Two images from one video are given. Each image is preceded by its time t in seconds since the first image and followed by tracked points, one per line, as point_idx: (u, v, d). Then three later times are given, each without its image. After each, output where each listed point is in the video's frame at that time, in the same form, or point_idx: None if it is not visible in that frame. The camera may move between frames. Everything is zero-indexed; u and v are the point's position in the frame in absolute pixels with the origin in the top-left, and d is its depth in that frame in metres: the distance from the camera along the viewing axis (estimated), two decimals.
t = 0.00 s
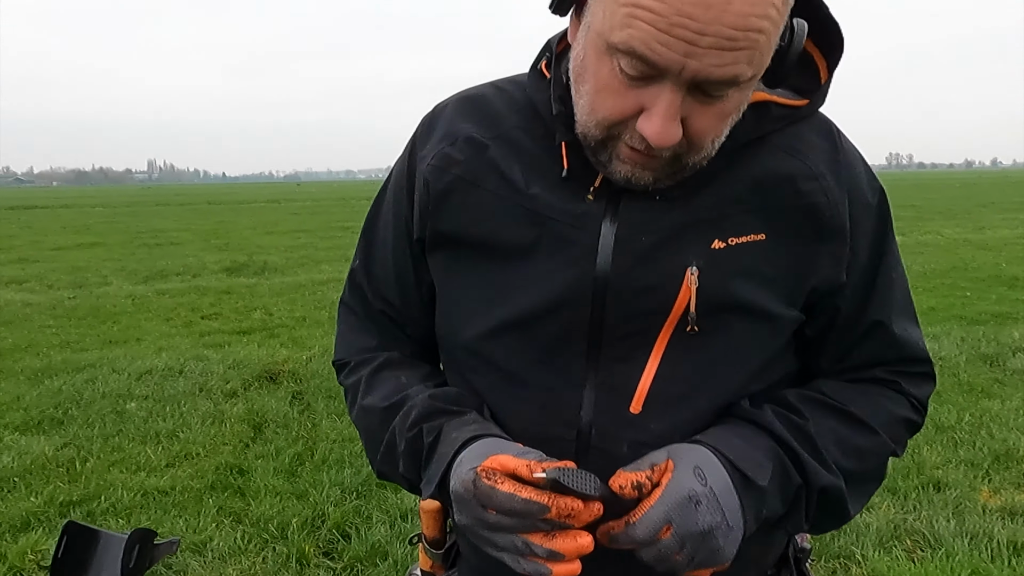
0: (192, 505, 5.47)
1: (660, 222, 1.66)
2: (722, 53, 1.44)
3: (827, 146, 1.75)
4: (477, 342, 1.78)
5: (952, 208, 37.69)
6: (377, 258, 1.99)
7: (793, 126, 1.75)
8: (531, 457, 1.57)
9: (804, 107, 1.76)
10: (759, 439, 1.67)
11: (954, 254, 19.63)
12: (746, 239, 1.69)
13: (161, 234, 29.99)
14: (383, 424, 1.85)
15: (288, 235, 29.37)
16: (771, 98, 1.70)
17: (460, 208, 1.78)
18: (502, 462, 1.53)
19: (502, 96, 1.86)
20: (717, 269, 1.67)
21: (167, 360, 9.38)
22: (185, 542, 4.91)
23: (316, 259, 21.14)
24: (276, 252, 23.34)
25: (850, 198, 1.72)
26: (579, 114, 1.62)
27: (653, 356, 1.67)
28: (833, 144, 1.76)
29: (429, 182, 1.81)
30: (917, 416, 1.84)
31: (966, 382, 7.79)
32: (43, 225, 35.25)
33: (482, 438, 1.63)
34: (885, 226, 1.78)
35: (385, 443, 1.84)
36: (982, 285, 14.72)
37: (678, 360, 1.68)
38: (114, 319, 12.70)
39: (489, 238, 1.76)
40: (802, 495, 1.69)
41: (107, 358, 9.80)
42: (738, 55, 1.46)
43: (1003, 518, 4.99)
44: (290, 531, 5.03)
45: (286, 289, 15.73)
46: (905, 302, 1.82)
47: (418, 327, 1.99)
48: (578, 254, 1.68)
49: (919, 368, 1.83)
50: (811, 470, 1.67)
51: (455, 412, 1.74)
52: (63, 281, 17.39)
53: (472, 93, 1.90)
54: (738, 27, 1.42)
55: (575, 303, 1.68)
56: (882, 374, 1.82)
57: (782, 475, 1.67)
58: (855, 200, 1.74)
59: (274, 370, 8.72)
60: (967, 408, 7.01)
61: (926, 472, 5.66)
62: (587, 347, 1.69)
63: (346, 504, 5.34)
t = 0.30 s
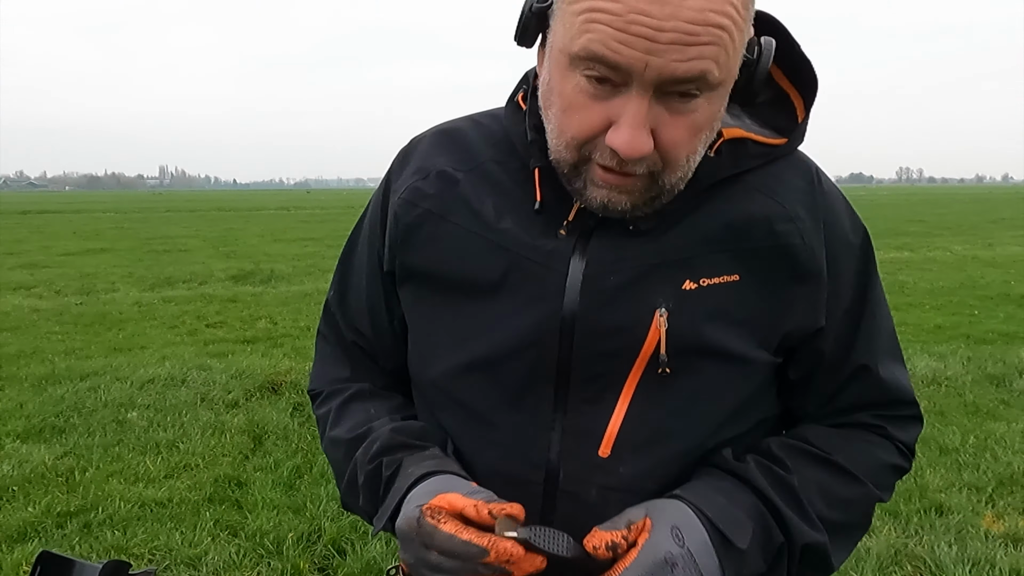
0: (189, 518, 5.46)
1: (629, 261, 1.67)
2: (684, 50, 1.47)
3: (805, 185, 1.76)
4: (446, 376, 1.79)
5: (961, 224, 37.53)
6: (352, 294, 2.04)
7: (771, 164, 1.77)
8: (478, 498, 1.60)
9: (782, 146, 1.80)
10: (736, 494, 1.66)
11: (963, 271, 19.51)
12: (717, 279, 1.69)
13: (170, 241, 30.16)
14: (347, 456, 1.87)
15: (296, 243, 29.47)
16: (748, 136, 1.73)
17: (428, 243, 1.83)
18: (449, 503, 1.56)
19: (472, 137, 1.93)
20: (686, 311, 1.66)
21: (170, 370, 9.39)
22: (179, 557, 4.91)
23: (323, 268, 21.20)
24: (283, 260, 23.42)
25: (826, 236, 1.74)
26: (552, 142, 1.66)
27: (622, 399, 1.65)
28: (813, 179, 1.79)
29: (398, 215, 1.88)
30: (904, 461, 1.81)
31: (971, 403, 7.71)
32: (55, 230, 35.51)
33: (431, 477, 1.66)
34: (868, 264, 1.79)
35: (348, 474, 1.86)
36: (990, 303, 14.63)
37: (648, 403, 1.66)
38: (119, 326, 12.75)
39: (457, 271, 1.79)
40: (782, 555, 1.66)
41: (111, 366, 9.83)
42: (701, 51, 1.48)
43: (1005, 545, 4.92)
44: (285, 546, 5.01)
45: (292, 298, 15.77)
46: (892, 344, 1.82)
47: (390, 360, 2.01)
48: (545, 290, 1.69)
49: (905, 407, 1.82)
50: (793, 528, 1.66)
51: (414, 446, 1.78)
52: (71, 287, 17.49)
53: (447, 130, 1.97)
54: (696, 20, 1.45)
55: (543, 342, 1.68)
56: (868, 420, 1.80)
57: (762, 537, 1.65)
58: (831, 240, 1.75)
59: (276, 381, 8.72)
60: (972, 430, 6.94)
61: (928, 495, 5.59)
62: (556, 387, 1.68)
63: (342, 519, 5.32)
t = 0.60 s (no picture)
0: (190, 536, 5.46)
1: (584, 294, 1.70)
2: (609, 43, 1.55)
3: (760, 225, 1.79)
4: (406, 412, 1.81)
5: (973, 248, 37.36)
6: (327, 334, 2.06)
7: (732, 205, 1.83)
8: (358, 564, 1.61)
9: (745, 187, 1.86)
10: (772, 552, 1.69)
11: (973, 296, 19.42)
12: (673, 315, 1.70)
13: (182, 254, 30.41)
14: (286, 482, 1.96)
15: (306, 258, 29.62)
16: (708, 172, 1.77)
17: (390, 277, 1.88)
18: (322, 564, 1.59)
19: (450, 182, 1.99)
20: (641, 345, 1.67)
21: (177, 384, 9.43)
22: None
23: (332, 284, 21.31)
24: (293, 275, 23.55)
25: (787, 274, 1.75)
26: (506, 165, 1.72)
27: (577, 438, 1.65)
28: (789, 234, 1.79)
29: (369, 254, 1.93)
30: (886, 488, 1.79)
31: (981, 432, 7.62)
32: (69, 241, 35.86)
33: (331, 532, 1.70)
34: (841, 307, 1.77)
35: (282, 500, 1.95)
36: (1001, 329, 14.53)
37: (605, 438, 1.65)
38: (129, 339, 12.84)
39: (415, 302, 1.84)
40: None
41: (119, 380, 9.87)
42: (625, 42, 1.55)
43: None
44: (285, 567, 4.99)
45: (301, 314, 15.85)
46: (869, 384, 1.79)
47: (354, 391, 2.02)
48: (501, 324, 1.71)
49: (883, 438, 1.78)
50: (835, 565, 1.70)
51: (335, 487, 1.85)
52: (83, 299, 17.65)
53: (416, 173, 2.06)
54: (614, 11, 1.54)
55: (498, 376, 1.69)
56: (858, 452, 1.77)
57: None
58: (795, 275, 1.75)
59: (281, 398, 8.74)
60: (980, 460, 6.86)
61: (936, 526, 5.52)
62: (511, 424, 1.67)
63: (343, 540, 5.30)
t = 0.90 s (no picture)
0: (197, 555, 5.45)
1: (514, 294, 1.87)
2: (533, 46, 1.79)
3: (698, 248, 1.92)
4: (359, 398, 2.00)
5: (990, 276, 36.98)
6: (299, 361, 2.34)
7: (666, 224, 1.98)
8: (289, 558, 1.88)
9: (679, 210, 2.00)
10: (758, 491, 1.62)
11: (992, 325, 19.20)
12: (600, 316, 1.83)
13: (197, 272, 30.55)
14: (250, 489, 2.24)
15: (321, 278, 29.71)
16: (645, 191, 1.95)
17: (343, 290, 2.16)
18: (257, 555, 1.84)
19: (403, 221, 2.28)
20: (563, 345, 1.80)
21: (188, 402, 9.45)
22: None
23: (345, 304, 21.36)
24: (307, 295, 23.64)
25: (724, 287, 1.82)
26: (459, 176, 1.93)
27: (501, 436, 1.77)
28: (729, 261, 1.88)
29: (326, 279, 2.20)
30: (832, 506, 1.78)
31: (996, 463, 7.51)
32: (86, 258, 36.11)
33: (273, 530, 1.98)
34: (781, 325, 1.85)
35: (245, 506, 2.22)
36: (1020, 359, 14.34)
37: (528, 432, 1.77)
38: (142, 356, 12.90)
39: (361, 309, 2.10)
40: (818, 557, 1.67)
41: (131, 396, 9.91)
42: (547, 44, 1.80)
43: None
44: None
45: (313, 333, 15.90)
46: (812, 403, 1.83)
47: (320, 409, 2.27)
48: (436, 322, 1.91)
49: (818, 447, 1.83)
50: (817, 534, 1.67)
51: (283, 492, 2.12)
52: (98, 315, 17.77)
53: (380, 209, 2.38)
54: (534, 18, 1.79)
55: (428, 374, 1.88)
56: (804, 466, 1.82)
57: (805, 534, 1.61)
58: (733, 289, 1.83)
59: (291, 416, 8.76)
60: (996, 492, 6.75)
61: (950, 560, 5.43)
62: (440, 417, 1.84)
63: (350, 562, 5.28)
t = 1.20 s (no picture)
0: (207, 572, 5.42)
1: (461, 298, 2.00)
2: (499, 45, 1.98)
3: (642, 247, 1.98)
4: (321, 397, 2.16)
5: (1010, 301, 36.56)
6: (285, 385, 2.54)
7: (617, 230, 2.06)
8: (242, 554, 2.02)
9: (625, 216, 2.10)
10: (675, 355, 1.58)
11: (1013, 351, 18.95)
12: (543, 312, 1.90)
13: (212, 287, 30.70)
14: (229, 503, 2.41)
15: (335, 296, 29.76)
16: (595, 200, 2.09)
17: (316, 306, 2.36)
18: (213, 551, 1.99)
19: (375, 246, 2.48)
20: (503, 341, 1.88)
21: (200, 417, 9.47)
22: None
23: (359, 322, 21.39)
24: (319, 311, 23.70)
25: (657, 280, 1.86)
26: (429, 168, 2.08)
27: (446, 433, 1.86)
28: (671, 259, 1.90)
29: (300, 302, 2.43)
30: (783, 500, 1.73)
31: (1015, 490, 7.38)
32: (103, 272, 36.32)
33: (236, 532, 2.13)
34: (725, 319, 1.86)
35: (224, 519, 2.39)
36: None
37: (470, 426, 1.85)
38: (155, 370, 12.96)
39: (328, 320, 2.29)
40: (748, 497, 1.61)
41: (144, 411, 9.94)
42: (512, 45, 1.99)
43: None
44: None
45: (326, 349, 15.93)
46: (756, 397, 1.82)
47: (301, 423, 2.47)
48: (391, 325, 2.07)
49: (760, 442, 1.83)
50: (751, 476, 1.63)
51: (255, 501, 2.28)
52: (113, 329, 17.88)
53: (358, 239, 2.60)
54: (501, 21, 1.99)
55: (380, 375, 2.01)
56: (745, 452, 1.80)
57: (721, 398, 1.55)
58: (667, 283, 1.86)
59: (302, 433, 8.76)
60: (1016, 520, 6.63)
61: None
62: (392, 415, 1.96)
63: None
